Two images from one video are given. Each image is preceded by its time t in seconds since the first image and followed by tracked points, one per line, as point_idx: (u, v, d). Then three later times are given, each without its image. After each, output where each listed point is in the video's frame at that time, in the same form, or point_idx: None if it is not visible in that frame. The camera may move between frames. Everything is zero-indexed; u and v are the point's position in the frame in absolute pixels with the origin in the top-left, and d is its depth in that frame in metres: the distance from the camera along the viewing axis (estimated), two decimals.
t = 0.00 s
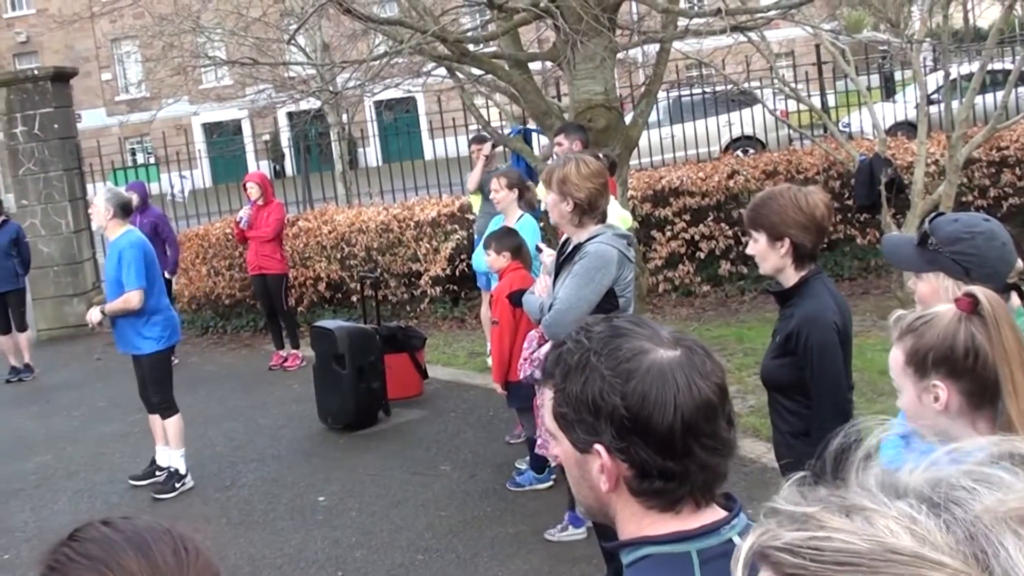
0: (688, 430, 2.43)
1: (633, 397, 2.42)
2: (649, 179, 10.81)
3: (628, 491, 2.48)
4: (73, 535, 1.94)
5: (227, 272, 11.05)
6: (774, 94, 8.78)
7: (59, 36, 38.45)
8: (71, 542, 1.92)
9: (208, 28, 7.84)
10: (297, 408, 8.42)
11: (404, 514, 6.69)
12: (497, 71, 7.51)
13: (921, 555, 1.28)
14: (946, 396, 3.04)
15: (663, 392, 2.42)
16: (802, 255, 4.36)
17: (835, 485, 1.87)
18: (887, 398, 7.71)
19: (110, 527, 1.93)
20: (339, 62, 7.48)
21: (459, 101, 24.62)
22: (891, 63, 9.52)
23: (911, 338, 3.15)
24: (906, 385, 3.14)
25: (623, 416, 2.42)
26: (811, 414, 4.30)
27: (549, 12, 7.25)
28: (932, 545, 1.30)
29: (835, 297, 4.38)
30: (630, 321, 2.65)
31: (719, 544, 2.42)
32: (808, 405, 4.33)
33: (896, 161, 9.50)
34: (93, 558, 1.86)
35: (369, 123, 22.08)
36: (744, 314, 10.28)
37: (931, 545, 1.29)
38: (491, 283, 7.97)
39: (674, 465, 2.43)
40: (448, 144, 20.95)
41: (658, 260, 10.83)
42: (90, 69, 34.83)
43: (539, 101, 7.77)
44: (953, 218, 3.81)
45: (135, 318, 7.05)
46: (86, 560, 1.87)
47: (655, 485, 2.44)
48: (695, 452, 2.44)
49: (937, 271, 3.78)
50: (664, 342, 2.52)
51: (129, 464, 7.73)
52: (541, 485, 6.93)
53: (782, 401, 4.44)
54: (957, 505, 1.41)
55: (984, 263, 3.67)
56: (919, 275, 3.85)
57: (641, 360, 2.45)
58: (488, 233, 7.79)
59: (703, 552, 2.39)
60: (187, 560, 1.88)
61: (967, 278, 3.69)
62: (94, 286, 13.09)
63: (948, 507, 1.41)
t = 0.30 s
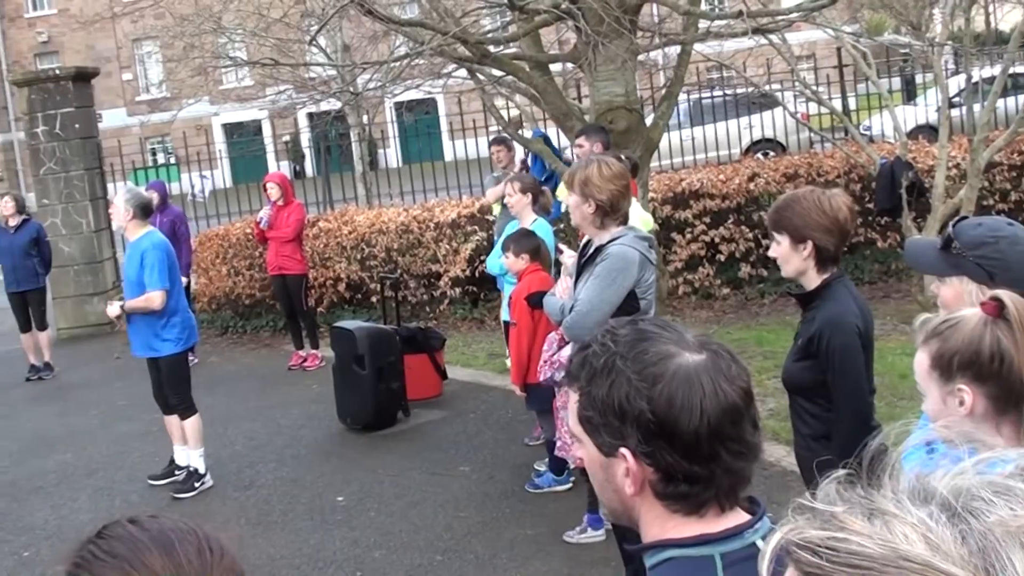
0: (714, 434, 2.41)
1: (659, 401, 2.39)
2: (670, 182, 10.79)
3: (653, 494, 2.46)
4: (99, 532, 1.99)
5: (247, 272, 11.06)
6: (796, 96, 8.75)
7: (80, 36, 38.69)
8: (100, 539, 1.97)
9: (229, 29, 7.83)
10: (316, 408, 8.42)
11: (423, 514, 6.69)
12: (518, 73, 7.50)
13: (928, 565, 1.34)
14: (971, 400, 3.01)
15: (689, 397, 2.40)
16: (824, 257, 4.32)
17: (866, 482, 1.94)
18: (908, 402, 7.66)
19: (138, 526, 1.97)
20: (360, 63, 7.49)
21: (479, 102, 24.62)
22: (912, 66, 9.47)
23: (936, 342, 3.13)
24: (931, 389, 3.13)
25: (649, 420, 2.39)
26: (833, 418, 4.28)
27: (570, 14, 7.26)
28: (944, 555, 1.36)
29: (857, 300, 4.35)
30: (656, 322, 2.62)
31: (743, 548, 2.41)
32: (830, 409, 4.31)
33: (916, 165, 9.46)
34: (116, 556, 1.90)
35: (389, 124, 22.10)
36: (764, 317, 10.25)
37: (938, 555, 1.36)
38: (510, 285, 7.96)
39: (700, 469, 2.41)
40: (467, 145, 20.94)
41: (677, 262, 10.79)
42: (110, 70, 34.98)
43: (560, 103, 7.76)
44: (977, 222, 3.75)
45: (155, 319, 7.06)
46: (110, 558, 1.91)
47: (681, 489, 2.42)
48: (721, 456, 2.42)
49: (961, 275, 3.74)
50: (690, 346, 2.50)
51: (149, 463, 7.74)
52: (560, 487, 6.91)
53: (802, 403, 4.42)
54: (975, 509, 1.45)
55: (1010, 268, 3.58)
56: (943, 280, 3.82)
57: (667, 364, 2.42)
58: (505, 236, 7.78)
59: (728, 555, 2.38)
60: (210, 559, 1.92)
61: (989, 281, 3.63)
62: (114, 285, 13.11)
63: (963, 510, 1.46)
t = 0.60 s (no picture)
0: (743, 437, 2.37)
1: (688, 404, 2.36)
2: (698, 184, 10.81)
3: (682, 497, 2.41)
4: (135, 529, 1.98)
5: (275, 272, 11.08)
6: (826, 98, 8.71)
7: (109, 37, 38.96)
8: (135, 536, 1.96)
9: (258, 29, 7.83)
10: (343, 408, 8.42)
11: (450, 515, 6.68)
12: (547, 73, 7.49)
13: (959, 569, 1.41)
14: (1004, 404, 2.98)
15: (719, 399, 2.36)
16: (854, 260, 4.27)
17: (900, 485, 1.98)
18: (937, 407, 7.61)
19: (172, 523, 1.95)
20: (388, 64, 7.49)
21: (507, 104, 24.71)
22: (942, 68, 9.40)
23: (970, 345, 3.10)
24: (964, 393, 3.10)
25: (678, 422, 2.36)
26: (863, 422, 4.24)
27: (599, 14, 7.26)
28: (974, 560, 1.44)
29: (887, 304, 4.30)
30: (687, 325, 2.59)
31: (771, 552, 2.36)
32: (860, 413, 4.27)
33: (946, 168, 9.40)
34: (150, 552, 1.89)
35: (417, 124, 22.14)
36: (792, 321, 10.20)
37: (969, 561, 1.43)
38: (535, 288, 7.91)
39: (729, 471, 2.37)
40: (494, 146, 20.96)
41: (705, 264, 10.75)
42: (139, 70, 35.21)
43: (588, 104, 7.74)
44: (1010, 225, 3.64)
45: (181, 319, 7.07)
46: (144, 554, 1.90)
47: (709, 491, 2.37)
48: (750, 459, 2.38)
49: (994, 279, 3.64)
50: (720, 347, 2.46)
51: (176, 461, 7.76)
52: (587, 489, 6.89)
53: (832, 406, 4.38)
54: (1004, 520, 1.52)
55: None
56: (975, 282, 3.71)
57: (697, 366, 2.39)
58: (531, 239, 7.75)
59: (756, 559, 2.33)
60: (244, 556, 1.89)
61: None
62: (142, 284, 13.17)
63: (996, 519, 1.53)
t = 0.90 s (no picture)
0: (773, 441, 2.28)
1: (717, 408, 2.27)
2: (731, 185, 10.81)
3: (711, 502, 2.32)
4: (167, 527, 1.95)
5: (308, 270, 11.12)
6: (860, 99, 8.65)
7: (142, 36, 39.26)
8: (168, 534, 1.94)
9: (292, 28, 7.83)
10: (375, 407, 8.42)
11: (480, 514, 6.68)
12: (580, 73, 7.46)
13: None
14: None
15: (748, 403, 2.27)
16: (890, 262, 4.20)
17: (931, 489, 1.97)
18: (971, 411, 7.53)
19: (206, 521, 1.93)
20: (422, 63, 7.49)
21: (539, 104, 24.70)
22: (976, 69, 9.31)
23: (1008, 349, 3.05)
24: (1001, 398, 3.04)
25: (707, 426, 2.27)
26: (897, 425, 4.16)
27: (633, 14, 7.23)
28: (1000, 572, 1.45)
29: (923, 307, 4.22)
30: (717, 327, 2.50)
31: (801, 557, 2.27)
32: (894, 417, 4.19)
33: (980, 170, 9.32)
34: (183, 549, 1.86)
35: (449, 124, 22.17)
36: (825, 322, 10.14)
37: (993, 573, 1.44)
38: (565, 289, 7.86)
39: (758, 476, 2.28)
40: (526, 146, 20.97)
41: (738, 265, 10.69)
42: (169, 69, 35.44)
43: (622, 104, 7.72)
44: None
45: (210, 318, 7.09)
46: (175, 552, 1.87)
47: (738, 496, 2.29)
48: (780, 463, 2.29)
49: None
50: (750, 350, 2.36)
51: (207, 459, 7.78)
52: (619, 490, 6.86)
53: (866, 409, 4.31)
54: None
55: None
56: (1016, 286, 3.74)
57: (726, 369, 2.30)
58: (561, 239, 7.71)
59: (786, 564, 2.26)
60: (278, 556, 1.87)
61: None
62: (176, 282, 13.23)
63: (1023, 530, 1.52)
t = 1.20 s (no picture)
0: (809, 448, 2.23)
1: (753, 414, 2.22)
2: (771, 185, 10.79)
3: (747, 508, 2.29)
4: (208, 525, 1.94)
5: (346, 268, 11.13)
6: (902, 99, 8.58)
7: (182, 34, 39.46)
8: (207, 531, 1.93)
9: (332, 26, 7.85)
10: (413, 405, 8.43)
11: (517, 513, 6.67)
12: (620, 72, 7.45)
13: None
14: None
15: (784, 410, 2.23)
16: (931, 264, 4.14)
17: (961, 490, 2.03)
18: (1012, 415, 7.46)
19: (245, 519, 1.92)
20: (462, 62, 7.50)
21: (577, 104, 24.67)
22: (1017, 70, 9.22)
23: None
24: None
25: (742, 433, 2.23)
26: (936, 429, 4.08)
27: (673, 13, 7.21)
28: None
29: (964, 310, 4.15)
30: (751, 332, 2.45)
31: (834, 564, 2.25)
32: (933, 421, 4.11)
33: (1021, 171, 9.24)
34: (222, 548, 1.86)
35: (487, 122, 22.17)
36: (864, 324, 10.08)
37: None
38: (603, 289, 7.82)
39: (794, 483, 2.24)
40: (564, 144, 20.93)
41: (777, 266, 10.64)
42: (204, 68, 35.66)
43: (661, 103, 7.70)
44: None
45: (245, 315, 7.01)
46: (215, 550, 1.86)
47: (774, 503, 2.25)
48: (816, 470, 2.25)
49: None
50: (785, 356, 2.31)
51: (245, 455, 7.81)
52: (656, 491, 6.84)
53: (905, 412, 4.23)
54: None
55: None
56: None
57: (762, 375, 2.25)
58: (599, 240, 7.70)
59: (822, 570, 2.24)
60: (316, 555, 1.86)
61: None
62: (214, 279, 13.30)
63: None
